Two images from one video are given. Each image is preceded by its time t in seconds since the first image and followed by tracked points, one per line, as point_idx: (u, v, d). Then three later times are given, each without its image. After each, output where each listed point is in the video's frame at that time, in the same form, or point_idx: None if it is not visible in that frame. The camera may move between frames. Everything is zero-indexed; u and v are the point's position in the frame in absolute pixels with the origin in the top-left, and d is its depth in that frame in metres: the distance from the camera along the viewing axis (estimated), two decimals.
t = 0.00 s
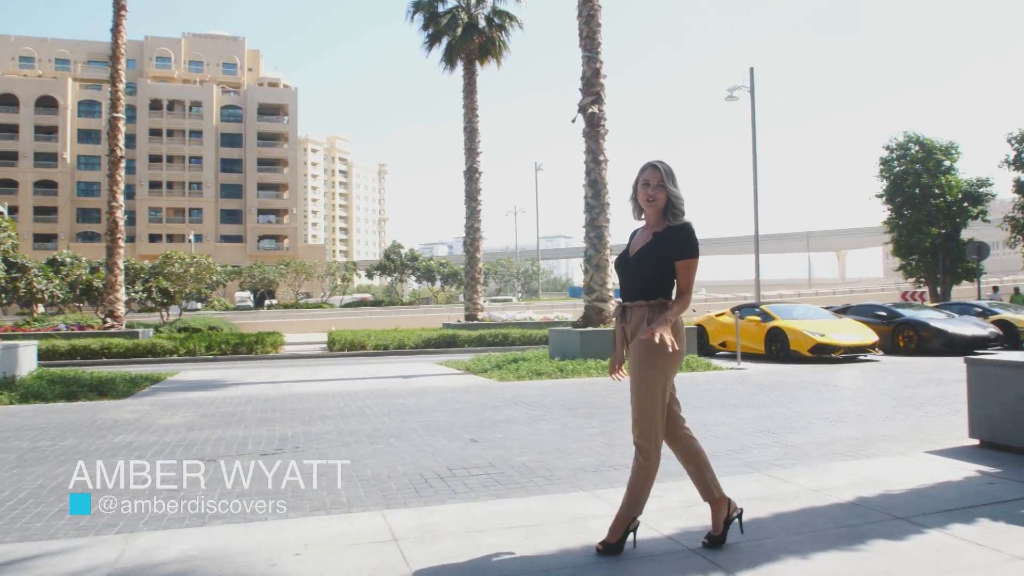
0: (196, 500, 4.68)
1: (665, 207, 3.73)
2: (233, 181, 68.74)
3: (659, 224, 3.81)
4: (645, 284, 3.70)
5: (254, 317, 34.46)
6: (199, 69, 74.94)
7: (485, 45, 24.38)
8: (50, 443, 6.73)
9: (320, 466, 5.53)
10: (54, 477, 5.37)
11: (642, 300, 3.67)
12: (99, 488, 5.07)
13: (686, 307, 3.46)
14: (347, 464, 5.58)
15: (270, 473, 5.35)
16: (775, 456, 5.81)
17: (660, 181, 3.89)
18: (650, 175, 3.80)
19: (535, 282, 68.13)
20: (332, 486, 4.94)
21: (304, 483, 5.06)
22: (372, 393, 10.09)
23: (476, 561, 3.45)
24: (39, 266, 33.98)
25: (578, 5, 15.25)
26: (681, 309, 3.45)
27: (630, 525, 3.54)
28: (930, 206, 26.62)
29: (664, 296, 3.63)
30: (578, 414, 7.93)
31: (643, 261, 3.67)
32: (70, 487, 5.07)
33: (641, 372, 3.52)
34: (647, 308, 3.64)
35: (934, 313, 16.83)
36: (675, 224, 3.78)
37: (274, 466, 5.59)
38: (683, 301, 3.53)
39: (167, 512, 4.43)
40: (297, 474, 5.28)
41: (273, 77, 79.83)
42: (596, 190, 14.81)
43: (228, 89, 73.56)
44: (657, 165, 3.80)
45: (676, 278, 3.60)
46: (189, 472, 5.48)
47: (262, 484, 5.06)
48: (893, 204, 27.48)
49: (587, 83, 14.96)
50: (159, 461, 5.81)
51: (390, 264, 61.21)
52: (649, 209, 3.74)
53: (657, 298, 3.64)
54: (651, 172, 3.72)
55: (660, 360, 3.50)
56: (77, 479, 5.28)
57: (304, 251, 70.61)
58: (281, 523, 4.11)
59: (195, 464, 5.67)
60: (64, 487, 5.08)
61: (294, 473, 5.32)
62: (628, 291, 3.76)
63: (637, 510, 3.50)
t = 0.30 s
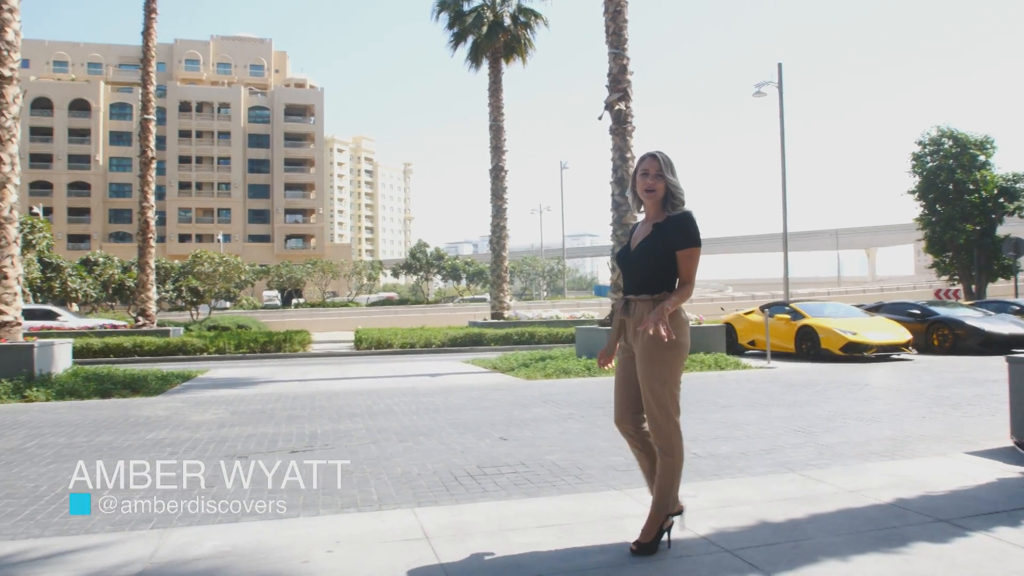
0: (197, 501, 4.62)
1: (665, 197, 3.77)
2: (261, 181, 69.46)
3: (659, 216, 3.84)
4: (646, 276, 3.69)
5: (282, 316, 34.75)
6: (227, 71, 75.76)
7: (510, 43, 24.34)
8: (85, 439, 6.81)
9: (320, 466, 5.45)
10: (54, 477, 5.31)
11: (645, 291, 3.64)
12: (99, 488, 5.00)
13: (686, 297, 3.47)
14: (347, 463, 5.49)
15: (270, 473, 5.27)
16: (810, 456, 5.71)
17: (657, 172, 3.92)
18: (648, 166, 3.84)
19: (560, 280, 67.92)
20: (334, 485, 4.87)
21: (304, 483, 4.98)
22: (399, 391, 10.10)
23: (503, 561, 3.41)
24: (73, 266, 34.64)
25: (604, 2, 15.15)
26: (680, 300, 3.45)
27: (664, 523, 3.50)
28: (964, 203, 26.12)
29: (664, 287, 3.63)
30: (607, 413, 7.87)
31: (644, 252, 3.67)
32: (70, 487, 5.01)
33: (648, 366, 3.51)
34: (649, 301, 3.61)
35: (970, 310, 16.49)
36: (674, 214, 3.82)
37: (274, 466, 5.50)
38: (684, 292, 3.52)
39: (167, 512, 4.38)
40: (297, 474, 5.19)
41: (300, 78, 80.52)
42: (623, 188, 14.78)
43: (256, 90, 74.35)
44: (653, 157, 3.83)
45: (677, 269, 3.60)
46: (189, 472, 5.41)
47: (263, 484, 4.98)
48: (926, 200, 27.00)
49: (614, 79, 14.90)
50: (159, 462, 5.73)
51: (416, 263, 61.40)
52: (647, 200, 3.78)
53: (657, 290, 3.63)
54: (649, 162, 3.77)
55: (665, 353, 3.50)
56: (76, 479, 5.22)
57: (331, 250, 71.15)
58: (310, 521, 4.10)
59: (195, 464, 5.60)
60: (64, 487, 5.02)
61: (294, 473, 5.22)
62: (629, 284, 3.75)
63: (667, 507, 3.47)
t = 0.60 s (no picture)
0: (197, 500, 4.59)
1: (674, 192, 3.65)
2: (289, 181, 70.16)
3: (667, 212, 3.72)
4: (660, 275, 3.58)
5: (311, 314, 35.04)
6: (256, 72, 76.56)
7: (536, 41, 24.28)
8: (122, 435, 6.89)
9: (320, 466, 5.40)
10: (53, 477, 5.25)
11: (662, 293, 3.53)
12: (99, 488, 4.95)
13: (703, 292, 3.40)
14: (347, 463, 5.45)
15: (269, 473, 5.22)
16: (848, 457, 5.59)
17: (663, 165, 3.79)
18: (655, 161, 3.71)
19: (587, 278, 67.76)
20: (335, 485, 4.83)
21: (304, 483, 4.93)
22: (428, 390, 10.11)
23: (537, 562, 3.37)
24: (107, 266, 35.28)
25: None
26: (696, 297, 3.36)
27: (700, 525, 3.45)
28: (1001, 198, 25.54)
29: (677, 285, 3.54)
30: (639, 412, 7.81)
31: (657, 252, 3.56)
32: (70, 487, 4.98)
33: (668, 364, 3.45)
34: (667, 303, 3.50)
35: (1009, 309, 16.08)
36: (683, 210, 3.69)
37: (273, 466, 5.45)
38: (701, 290, 3.42)
39: (167, 512, 4.35)
40: (298, 474, 5.15)
41: (328, 79, 81.15)
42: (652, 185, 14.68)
43: (284, 91, 75.08)
44: (660, 150, 3.70)
45: (690, 264, 3.52)
46: (189, 471, 5.37)
47: (262, 484, 4.94)
48: (962, 196, 26.45)
49: (642, 76, 14.83)
50: (159, 462, 5.69)
51: (442, 262, 61.68)
52: (657, 197, 3.65)
53: (671, 287, 3.55)
54: (658, 157, 3.63)
55: (682, 353, 3.42)
56: (77, 479, 5.18)
57: (358, 249, 71.67)
58: (340, 519, 4.09)
59: (195, 464, 5.56)
60: (64, 487, 4.98)
61: (294, 473, 5.18)
62: (641, 285, 3.63)
63: (704, 506, 3.43)
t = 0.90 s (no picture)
0: (196, 500, 4.55)
1: (669, 192, 3.58)
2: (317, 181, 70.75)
3: (661, 213, 3.67)
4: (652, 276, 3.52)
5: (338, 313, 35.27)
6: (284, 73, 77.30)
7: (563, 38, 24.18)
8: (155, 433, 6.96)
9: (320, 466, 5.35)
10: (53, 477, 5.23)
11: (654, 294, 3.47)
12: (99, 487, 4.93)
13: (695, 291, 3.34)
14: (348, 464, 5.40)
15: (270, 473, 5.18)
16: (887, 458, 5.47)
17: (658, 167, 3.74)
18: (651, 162, 3.65)
19: (613, 277, 67.54)
20: (334, 486, 4.78)
21: (304, 483, 4.88)
22: (457, 388, 10.10)
23: (565, 564, 3.31)
24: (139, 265, 35.82)
25: None
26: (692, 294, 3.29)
27: (735, 522, 3.39)
28: None
29: (670, 285, 3.49)
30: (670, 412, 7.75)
31: (652, 252, 3.50)
32: (69, 487, 4.94)
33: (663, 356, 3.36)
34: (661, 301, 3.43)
35: None
36: (678, 211, 3.64)
37: (272, 466, 5.40)
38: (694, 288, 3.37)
39: (167, 512, 4.32)
40: (298, 474, 5.11)
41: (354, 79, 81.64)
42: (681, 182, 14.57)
43: (311, 91, 75.70)
44: (656, 151, 3.64)
45: (683, 264, 3.47)
46: (189, 471, 5.33)
47: (261, 484, 4.90)
48: (998, 191, 25.87)
49: (670, 72, 14.69)
50: (160, 461, 5.65)
51: (469, 260, 62.03)
52: (652, 197, 3.57)
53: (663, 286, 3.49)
54: (653, 157, 3.56)
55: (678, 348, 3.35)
56: (76, 479, 5.14)
57: (384, 248, 72.14)
58: (373, 518, 4.07)
59: (196, 464, 5.52)
60: (64, 487, 4.95)
61: (294, 473, 5.13)
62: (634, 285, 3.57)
63: (731, 501, 3.35)
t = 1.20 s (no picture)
0: (198, 500, 4.51)
1: (660, 187, 3.56)
2: (342, 180, 71.24)
3: (654, 207, 3.63)
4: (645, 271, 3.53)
5: (364, 311, 35.49)
6: (309, 73, 77.87)
7: (588, 35, 24.06)
8: (185, 430, 7.03)
9: (321, 465, 5.30)
10: (52, 477, 5.17)
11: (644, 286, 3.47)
12: (99, 487, 4.89)
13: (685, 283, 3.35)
14: (347, 463, 5.35)
15: (269, 473, 5.13)
16: (923, 459, 5.36)
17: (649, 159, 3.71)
18: (642, 155, 3.60)
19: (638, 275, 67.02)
20: (336, 485, 4.74)
21: (304, 483, 4.84)
22: (484, 386, 10.10)
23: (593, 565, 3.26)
24: (169, 265, 36.34)
25: None
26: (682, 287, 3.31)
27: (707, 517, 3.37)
28: None
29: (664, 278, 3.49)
30: (700, 412, 7.67)
31: (646, 249, 3.51)
32: (70, 487, 4.91)
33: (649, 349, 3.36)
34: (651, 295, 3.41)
35: None
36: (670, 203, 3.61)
37: (273, 466, 5.35)
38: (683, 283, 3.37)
39: (168, 512, 4.29)
40: (298, 473, 5.05)
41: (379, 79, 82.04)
42: (708, 179, 14.41)
43: (336, 91, 76.21)
44: (647, 145, 3.60)
45: (678, 256, 3.48)
46: (190, 471, 5.28)
47: (261, 484, 4.86)
48: None
49: (697, 68, 14.55)
50: (160, 461, 5.61)
51: (494, 259, 62.59)
52: (643, 191, 3.56)
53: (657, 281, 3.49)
54: (644, 153, 3.53)
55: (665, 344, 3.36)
56: (77, 478, 5.11)
57: (409, 247, 72.50)
58: (403, 516, 4.06)
59: (196, 464, 5.47)
60: (65, 486, 4.92)
61: (294, 473, 5.07)
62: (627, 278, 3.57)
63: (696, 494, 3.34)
